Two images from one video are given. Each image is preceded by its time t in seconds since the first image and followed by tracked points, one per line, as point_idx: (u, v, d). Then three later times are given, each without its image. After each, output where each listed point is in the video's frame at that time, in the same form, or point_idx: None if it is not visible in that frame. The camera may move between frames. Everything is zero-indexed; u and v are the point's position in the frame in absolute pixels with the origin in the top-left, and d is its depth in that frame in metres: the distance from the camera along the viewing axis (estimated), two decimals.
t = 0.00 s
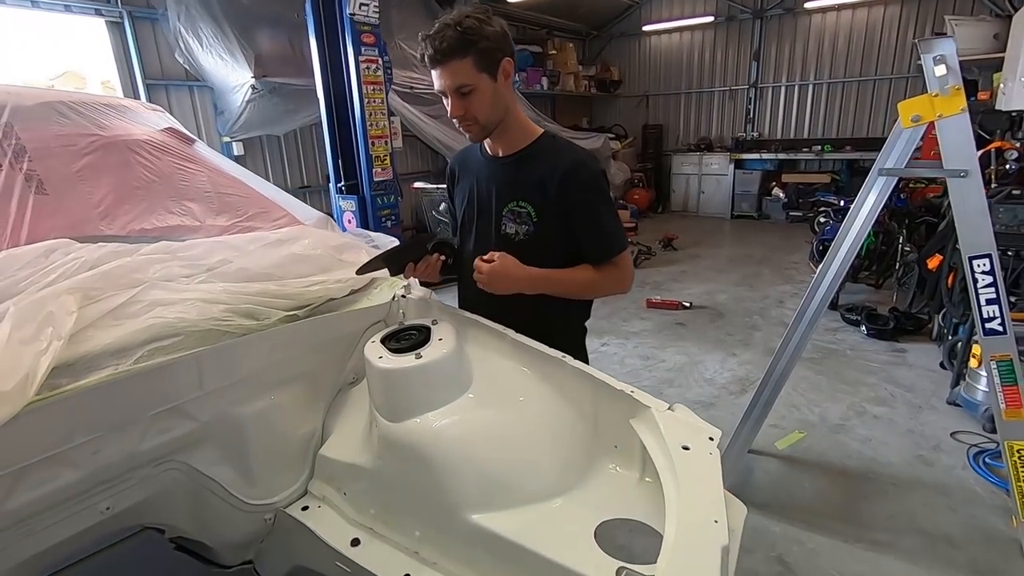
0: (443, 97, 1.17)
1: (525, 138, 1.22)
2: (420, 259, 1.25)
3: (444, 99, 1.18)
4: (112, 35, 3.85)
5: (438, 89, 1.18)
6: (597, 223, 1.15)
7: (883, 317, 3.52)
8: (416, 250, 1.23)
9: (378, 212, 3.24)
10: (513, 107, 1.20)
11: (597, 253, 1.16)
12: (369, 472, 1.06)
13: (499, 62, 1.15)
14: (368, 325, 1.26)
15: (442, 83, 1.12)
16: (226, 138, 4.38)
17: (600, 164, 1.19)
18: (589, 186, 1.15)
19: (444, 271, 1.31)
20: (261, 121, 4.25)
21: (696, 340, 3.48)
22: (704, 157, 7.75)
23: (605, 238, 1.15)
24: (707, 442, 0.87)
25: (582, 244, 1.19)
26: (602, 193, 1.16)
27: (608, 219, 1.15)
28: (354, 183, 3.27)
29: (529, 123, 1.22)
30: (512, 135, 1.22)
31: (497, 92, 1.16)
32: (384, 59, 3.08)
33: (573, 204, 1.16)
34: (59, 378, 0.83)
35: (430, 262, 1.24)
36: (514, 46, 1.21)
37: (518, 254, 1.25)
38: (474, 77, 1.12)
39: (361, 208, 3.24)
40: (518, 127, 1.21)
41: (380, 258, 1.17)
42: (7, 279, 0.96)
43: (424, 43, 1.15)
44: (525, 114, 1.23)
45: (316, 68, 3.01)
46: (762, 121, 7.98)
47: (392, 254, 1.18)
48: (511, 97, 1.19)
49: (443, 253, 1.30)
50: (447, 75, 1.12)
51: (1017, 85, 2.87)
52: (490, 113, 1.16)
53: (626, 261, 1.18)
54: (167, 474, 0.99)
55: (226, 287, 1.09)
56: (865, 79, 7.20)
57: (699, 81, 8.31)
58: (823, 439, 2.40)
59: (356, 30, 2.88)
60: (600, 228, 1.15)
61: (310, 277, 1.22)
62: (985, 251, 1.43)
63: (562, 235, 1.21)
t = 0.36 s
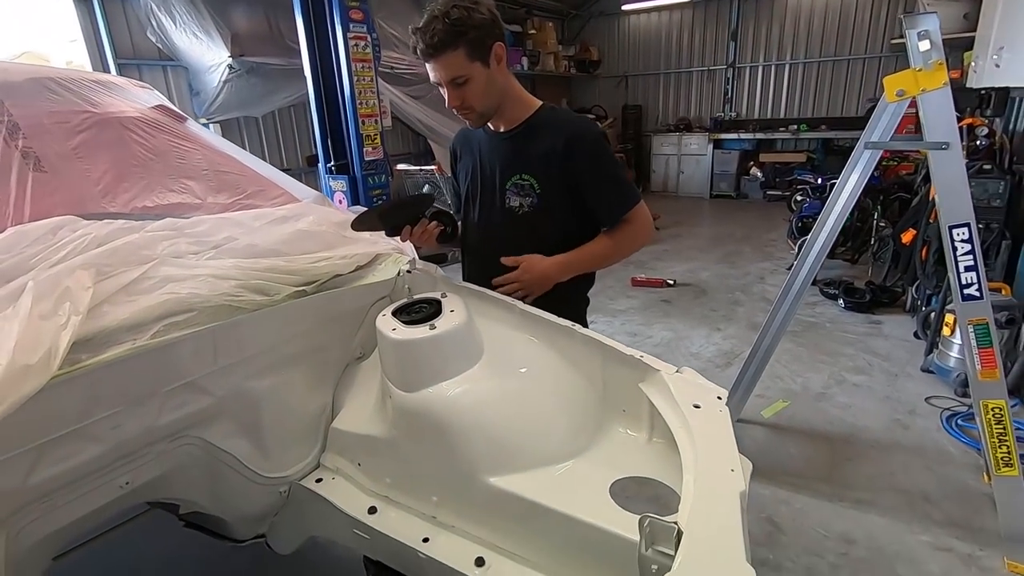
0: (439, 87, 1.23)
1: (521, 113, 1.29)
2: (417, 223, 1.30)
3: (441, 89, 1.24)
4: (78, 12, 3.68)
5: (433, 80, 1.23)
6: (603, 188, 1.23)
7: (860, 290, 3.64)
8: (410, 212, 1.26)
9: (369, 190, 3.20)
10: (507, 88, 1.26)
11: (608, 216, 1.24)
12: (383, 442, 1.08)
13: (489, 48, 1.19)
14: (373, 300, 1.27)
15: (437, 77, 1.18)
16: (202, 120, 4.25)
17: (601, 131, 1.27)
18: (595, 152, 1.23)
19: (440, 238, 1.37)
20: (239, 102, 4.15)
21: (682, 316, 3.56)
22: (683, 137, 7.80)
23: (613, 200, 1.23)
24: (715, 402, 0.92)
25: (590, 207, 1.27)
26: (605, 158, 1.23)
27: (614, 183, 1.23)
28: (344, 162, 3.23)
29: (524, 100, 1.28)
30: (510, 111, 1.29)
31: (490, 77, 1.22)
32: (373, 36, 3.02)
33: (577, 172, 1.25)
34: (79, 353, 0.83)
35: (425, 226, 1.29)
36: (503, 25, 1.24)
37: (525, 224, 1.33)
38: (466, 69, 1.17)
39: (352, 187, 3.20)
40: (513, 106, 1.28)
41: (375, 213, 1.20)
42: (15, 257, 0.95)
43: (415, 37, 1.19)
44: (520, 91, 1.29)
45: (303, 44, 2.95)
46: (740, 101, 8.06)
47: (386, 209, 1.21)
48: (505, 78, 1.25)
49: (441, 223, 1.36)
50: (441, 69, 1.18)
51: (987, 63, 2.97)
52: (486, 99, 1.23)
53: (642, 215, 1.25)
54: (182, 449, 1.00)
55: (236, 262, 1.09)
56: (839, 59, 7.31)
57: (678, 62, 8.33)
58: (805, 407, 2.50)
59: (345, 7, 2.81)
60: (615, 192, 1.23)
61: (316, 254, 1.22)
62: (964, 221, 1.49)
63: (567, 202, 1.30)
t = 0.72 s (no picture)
0: (431, 75, 1.18)
1: (504, 94, 1.29)
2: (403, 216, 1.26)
3: (433, 77, 1.19)
4: None
5: (424, 69, 1.17)
6: (587, 166, 1.24)
7: (824, 272, 3.77)
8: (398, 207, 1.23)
9: (345, 179, 3.14)
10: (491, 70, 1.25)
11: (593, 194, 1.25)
12: (377, 429, 1.08)
13: (482, 30, 1.17)
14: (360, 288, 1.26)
15: (437, 65, 1.13)
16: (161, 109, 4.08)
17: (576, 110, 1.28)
18: (575, 132, 1.24)
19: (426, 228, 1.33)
20: (201, 90, 4.01)
21: (655, 300, 3.62)
22: (651, 125, 7.89)
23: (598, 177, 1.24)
24: (706, 377, 0.95)
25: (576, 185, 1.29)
26: (585, 136, 1.25)
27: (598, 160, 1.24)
28: (317, 151, 3.16)
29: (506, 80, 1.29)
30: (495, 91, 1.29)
31: (482, 59, 1.21)
32: (344, 21, 2.94)
33: (561, 152, 1.26)
34: (63, 347, 0.80)
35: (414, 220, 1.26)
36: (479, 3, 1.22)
37: (513, 207, 1.34)
38: (468, 54, 1.15)
39: (326, 176, 3.12)
40: (498, 87, 1.28)
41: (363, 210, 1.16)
42: None
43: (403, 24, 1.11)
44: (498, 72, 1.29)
45: (273, 30, 2.86)
46: (705, 89, 8.19)
47: (376, 205, 1.17)
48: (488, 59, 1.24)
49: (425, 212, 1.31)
50: (442, 58, 1.13)
51: (940, 51, 3.10)
52: (480, 83, 1.22)
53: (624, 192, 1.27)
54: (171, 443, 0.98)
55: (220, 251, 1.07)
56: (800, 47, 7.50)
57: (644, 49, 8.40)
58: (776, 384, 2.59)
59: None
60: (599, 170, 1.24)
61: (301, 241, 1.20)
62: (927, 201, 1.57)
63: (553, 183, 1.31)
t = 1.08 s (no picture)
0: (444, 53, 1.19)
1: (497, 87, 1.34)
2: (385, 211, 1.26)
3: (446, 57, 1.20)
4: None
5: (438, 49, 1.18)
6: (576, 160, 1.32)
7: (783, 260, 3.91)
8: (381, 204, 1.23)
9: (312, 176, 3.08)
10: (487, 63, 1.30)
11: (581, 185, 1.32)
12: (361, 427, 1.06)
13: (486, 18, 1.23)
14: (337, 285, 1.24)
15: (461, 39, 1.15)
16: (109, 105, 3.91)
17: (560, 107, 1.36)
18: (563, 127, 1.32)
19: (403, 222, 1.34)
20: (152, 85, 3.86)
21: (624, 292, 3.68)
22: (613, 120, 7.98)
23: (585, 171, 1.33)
24: (688, 361, 0.98)
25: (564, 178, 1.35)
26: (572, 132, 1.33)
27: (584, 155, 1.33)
28: (282, 148, 3.07)
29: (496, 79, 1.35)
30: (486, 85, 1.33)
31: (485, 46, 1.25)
32: (307, 14, 2.88)
33: (551, 145, 1.32)
34: (27, 354, 0.76)
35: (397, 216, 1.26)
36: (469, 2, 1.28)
37: (502, 201, 1.35)
38: (484, 34, 1.19)
39: (292, 173, 3.05)
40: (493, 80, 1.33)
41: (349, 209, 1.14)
42: None
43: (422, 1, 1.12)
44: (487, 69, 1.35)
45: (231, 22, 2.78)
46: (665, 84, 8.34)
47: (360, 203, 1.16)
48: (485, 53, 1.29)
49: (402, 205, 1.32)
50: (464, 34, 1.16)
51: (887, 47, 3.25)
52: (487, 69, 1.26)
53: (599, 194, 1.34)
54: (147, 449, 0.94)
55: (191, 250, 1.03)
56: (754, 43, 7.72)
57: (605, 45, 8.49)
58: (743, 370, 2.67)
59: None
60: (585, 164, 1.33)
61: (275, 239, 1.17)
62: (883, 189, 1.64)
63: (539, 177, 1.35)
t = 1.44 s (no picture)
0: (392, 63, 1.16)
1: (481, 99, 1.26)
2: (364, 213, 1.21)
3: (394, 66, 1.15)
4: None
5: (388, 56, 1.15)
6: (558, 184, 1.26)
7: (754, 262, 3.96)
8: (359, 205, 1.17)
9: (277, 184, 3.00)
10: (466, 73, 1.20)
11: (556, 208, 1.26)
12: (326, 446, 1.02)
13: (454, 29, 1.12)
14: (300, 299, 1.19)
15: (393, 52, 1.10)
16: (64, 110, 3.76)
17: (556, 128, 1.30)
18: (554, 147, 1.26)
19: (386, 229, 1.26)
20: (109, 89, 3.72)
21: (599, 297, 3.68)
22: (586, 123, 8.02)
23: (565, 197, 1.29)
24: (661, 373, 0.97)
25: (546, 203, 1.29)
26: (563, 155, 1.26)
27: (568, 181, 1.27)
28: (246, 154, 2.98)
29: (482, 87, 1.25)
30: (468, 97, 1.24)
31: (450, 60, 1.15)
32: (271, 17, 2.81)
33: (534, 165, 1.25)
34: None
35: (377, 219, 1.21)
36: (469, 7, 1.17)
37: (479, 215, 1.30)
38: (425, 48, 1.09)
39: (256, 181, 2.97)
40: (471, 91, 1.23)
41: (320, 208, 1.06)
42: None
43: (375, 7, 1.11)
44: (479, 76, 1.25)
45: (189, 23, 2.66)
46: (636, 89, 8.43)
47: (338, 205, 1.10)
48: (466, 62, 1.19)
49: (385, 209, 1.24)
50: (398, 45, 1.09)
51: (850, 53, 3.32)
52: (442, 84, 1.16)
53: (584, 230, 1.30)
54: (95, 478, 0.89)
55: (142, 265, 0.97)
56: (722, 49, 7.87)
57: (577, 50, 8.54)
58: (717, 373, 2.69)
59: None
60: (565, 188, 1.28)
61: (233, 251, 1.12)
62: (849, 194, 1.67)
63: (520, 195, 1.29)
